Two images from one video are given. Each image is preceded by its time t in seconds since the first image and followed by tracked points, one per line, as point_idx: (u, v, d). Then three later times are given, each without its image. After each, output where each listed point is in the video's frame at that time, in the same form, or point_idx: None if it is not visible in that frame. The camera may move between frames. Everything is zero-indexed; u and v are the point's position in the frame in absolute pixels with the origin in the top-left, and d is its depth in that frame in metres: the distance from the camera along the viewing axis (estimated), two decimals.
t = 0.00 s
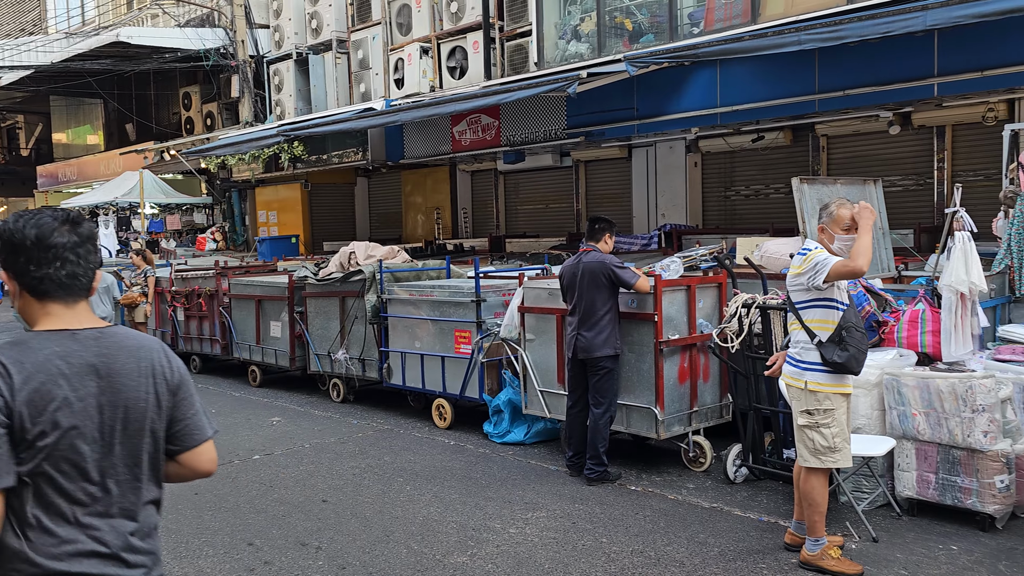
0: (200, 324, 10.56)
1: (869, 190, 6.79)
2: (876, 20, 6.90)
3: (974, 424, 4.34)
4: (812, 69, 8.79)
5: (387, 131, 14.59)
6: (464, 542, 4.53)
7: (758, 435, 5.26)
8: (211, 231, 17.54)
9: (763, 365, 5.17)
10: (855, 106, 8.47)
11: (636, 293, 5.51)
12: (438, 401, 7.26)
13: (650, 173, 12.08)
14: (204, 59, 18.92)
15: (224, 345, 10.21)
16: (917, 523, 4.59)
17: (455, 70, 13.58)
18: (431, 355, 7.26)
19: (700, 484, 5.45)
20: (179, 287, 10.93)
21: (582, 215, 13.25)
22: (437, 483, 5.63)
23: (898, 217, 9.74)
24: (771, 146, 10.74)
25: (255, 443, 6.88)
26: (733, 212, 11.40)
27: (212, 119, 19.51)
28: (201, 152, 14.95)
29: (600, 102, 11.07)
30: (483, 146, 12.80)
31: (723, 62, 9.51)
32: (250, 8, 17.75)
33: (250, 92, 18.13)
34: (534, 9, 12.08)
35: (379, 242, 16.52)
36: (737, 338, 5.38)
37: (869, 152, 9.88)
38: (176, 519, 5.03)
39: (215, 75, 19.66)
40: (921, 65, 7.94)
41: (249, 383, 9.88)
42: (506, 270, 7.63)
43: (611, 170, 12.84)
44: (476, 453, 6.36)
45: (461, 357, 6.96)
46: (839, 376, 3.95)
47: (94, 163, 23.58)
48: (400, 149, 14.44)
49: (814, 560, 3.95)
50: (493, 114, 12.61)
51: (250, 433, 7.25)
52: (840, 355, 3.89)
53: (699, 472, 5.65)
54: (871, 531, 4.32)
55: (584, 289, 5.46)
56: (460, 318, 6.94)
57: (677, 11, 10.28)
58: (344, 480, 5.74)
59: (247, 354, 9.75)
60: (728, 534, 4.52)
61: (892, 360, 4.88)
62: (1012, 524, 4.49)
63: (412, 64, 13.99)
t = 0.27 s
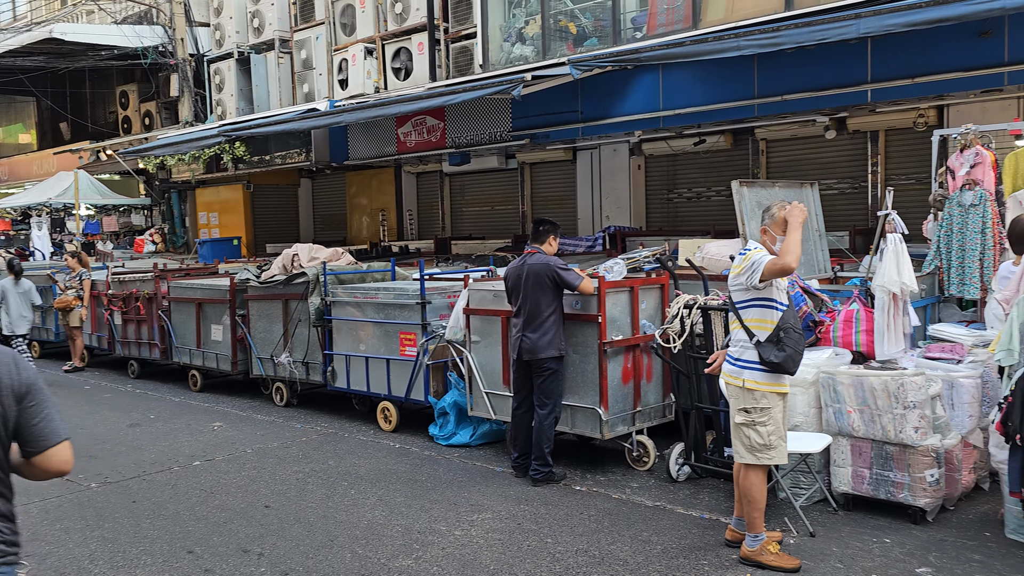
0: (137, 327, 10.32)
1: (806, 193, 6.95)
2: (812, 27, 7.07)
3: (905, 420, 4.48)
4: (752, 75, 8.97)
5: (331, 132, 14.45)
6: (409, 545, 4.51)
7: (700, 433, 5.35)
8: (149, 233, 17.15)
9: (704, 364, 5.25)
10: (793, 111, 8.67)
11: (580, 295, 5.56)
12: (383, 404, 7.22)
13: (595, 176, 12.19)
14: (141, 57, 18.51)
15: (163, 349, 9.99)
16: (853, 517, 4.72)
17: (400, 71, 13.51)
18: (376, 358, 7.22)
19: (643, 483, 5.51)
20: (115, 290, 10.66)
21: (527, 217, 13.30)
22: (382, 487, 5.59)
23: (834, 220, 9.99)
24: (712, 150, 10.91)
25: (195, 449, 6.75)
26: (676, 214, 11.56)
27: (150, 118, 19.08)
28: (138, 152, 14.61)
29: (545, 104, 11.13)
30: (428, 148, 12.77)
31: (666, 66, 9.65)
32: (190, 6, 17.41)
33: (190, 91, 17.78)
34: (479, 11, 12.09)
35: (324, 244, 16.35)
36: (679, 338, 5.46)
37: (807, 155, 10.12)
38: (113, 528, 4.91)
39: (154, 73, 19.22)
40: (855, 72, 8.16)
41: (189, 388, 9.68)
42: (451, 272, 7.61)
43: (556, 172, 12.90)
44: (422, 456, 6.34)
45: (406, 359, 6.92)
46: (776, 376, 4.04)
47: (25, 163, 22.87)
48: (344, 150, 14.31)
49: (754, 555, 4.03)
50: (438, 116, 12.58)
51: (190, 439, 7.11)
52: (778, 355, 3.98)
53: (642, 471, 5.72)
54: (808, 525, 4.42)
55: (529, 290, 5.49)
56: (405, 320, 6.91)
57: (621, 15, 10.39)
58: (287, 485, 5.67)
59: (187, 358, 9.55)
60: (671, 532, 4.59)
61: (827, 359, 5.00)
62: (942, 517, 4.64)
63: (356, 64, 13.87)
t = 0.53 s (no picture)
0: (54, 331, 9.95)
1: (730, 196, 7.11)
2: (736, 34, 7.23)
3: (824, 416, 4.63)
4: (678, 79, 9.14)
5: (259, 131, 14.19)
6: (338, 550, 4.46)
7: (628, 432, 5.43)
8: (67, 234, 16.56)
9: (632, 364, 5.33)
10: (718, 115, 8.86)
11: (510, 296, 5.58)
12: (313, 407, 7.12)
13: (526, 177, 12.25)
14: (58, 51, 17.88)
15: (81, 353, 9.66)
16: (775, 512, 4.85)
17: (330, 71, 13.34)
18: (304, 361, 7.11)
19: (573, 483, 5.57)
20: (30, 292, 10.26)
21: (459, 218, 13.28)
22: (311, 491, 5.52)
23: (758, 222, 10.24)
24: (641, 152, 11.08)
25: (116, 456, 6.56)
26: (606, 216, 11.70)
27: (68, 115, 18.45)
28: (56, 150, 14.11)
29: (476, 105, 11.14)
30: (359, 148, 12.65)
31: (595, 70, 9.76)
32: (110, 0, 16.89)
33: (110, 87, 17.25)
34: (409, 11, 12.03)
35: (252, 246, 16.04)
36: (608, 338, 5.54)
37: (732, 159, 10.36)
38: (27, 540, 4.73)
39: (72, 68, 18.59)
40: (777, 78, 8.39)
41: (110, 394, 9.38)
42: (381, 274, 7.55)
43: (488, 173, 12.92)
44: (352, 459, 6.27)
45: (335, 362, 6.84)
46: (701, 375, 4.13)
47: None
48: (272, 150, 14.06)
49: (680, 551, 4.11)
50: (368, 116, 12.47)
51: (111, 446, 6.90)
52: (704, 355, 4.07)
53: (572, 471, 5.78)
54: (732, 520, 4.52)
55: (459, 292, 5.48)
56: (334, 322, 6.83)
57: (551, 19, 10.46)
58: (212, 492, 5.55)
59: (108, 363, 9.26)
60: (600, 530, 4.64)
61: (750, 358, 5.13)
62: (859, 510, 4.81)
63: (284, 63, 13.66)
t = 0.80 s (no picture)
0: None
1: (629, 199, 7.27)
2: (635, 41, 7.39)
3: (716, 413, 4.78)
4: (579, 85, 9.29)
5: (153, 128, 13.68)
6: (233, 559, 4.35)
7: (529, 432, 5.48)
8: None
9: (533, 365, 5.38)
10: (618, 121, 9.04)
11: (412, 298, 5.56)
12: (209, 413, 6.91)
13: (431, 179, 12.21)
14: None
15: None
16: (671, 507, 4.98)
17: (228, 67, 12.96)
18: (200, 366, 6.90)
19: (475, 484, 5.59)
20: None
21: (363, 219, 13.13)
22: (206, 500, 5.36)
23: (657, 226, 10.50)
24: (544, 155, 11.19)
25: None
26: (510, 218, 11.77)
27: None
28: None
29: (380, 106, 11.04)
30: (259, 148, 12.36)
31: (499, 73, 9.82)
32: None
33: None
34: (311, 9, 11.82)
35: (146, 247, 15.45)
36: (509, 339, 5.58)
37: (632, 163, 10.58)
38: None
39: None
40: (674, 85, 8.63)
41: None
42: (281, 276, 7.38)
43: (392, 175, 12.81)
44: (250, 466, 6.12)
45: (232, 366, 6.65)
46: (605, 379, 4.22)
47: None
48: (167, 148, 13.58)
49: (578, 548, 4.18)
50: (268, 115, 12.19)
51: None
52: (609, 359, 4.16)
53: (475, 472, 5.80)
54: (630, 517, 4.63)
55: (360, 293, 5.41)
56: (230, 326, 6.64)
57: (454, 21, 10.44)
58: (100, 503, 5.33)
59: None
60: (501, 530, 4.68)
61: (648, 358, 5.25)
62: (750, 503, 4.99)
63: (180, 58, 13.19)
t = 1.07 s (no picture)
0: None
1: (519, 200, 7.31)
2: (524, 44, 7.45)
3: (601, 410, 4.87)
4: (469, 86, 9.30)
5: (19, 121, 12.89)
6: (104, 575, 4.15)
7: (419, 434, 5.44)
8: None
9: (422, 366, 5.35)
10: (508, 123, 9.10)
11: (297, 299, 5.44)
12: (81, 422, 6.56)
13: (320, 178, 11.97)
14: None
15: None
16: (559, 504, 5.05)
17: (102, 59, 12.33)
18: (70, 372, 6.54)
19: (364, 488, 5.51)
20: None
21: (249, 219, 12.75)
22: (75, 513, 5.09)
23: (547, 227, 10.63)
24: (435, 156, 11.14)
25: None
26: (401, 219, 11.67)
27: None
28: None
29: (266, 103, 10.75)
30: (138, 144, 11.85)
31: (389, 73, 9.73)
32: None
33: None
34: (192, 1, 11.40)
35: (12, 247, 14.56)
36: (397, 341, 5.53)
37: (522, 165, 10.67)
38: None
39: None
40: (562, 88, 8.76)
41: None
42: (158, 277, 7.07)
43: (279, 173, 12.49)
44: (125, 477, 5.85)
45: (105, 373, 6.32)
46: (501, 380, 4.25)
47: None
48: (35, 143, 12.83)
49: (466, 549, 4.19)
50: (147, 110, 11.69)
51: None
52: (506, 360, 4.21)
53: (363, 476, 5.73)
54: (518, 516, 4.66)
55: (242, 295, 5.25)
56: (103, 330, 6.32)
57: (343, 18, 10.27)
58: None
59: None
60: (389, 534, 4.63)
61: (535, 358, 5.30)
62: (634, 497, 5.11)
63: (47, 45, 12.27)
